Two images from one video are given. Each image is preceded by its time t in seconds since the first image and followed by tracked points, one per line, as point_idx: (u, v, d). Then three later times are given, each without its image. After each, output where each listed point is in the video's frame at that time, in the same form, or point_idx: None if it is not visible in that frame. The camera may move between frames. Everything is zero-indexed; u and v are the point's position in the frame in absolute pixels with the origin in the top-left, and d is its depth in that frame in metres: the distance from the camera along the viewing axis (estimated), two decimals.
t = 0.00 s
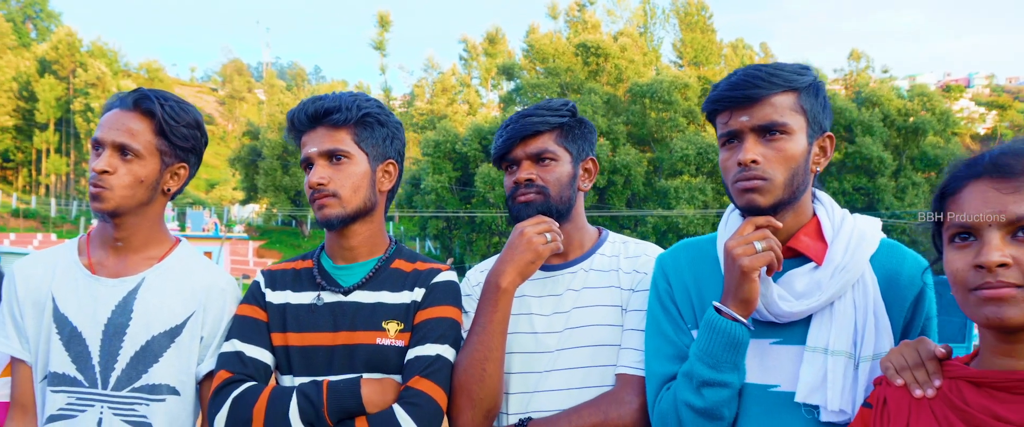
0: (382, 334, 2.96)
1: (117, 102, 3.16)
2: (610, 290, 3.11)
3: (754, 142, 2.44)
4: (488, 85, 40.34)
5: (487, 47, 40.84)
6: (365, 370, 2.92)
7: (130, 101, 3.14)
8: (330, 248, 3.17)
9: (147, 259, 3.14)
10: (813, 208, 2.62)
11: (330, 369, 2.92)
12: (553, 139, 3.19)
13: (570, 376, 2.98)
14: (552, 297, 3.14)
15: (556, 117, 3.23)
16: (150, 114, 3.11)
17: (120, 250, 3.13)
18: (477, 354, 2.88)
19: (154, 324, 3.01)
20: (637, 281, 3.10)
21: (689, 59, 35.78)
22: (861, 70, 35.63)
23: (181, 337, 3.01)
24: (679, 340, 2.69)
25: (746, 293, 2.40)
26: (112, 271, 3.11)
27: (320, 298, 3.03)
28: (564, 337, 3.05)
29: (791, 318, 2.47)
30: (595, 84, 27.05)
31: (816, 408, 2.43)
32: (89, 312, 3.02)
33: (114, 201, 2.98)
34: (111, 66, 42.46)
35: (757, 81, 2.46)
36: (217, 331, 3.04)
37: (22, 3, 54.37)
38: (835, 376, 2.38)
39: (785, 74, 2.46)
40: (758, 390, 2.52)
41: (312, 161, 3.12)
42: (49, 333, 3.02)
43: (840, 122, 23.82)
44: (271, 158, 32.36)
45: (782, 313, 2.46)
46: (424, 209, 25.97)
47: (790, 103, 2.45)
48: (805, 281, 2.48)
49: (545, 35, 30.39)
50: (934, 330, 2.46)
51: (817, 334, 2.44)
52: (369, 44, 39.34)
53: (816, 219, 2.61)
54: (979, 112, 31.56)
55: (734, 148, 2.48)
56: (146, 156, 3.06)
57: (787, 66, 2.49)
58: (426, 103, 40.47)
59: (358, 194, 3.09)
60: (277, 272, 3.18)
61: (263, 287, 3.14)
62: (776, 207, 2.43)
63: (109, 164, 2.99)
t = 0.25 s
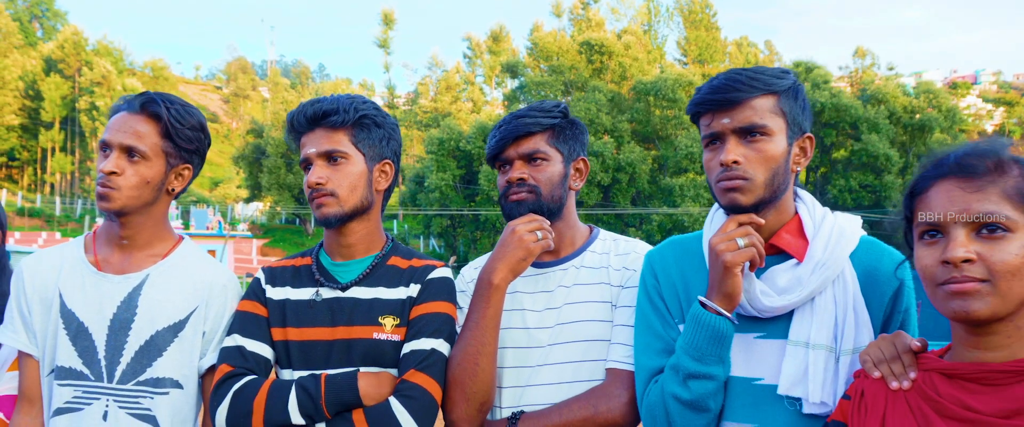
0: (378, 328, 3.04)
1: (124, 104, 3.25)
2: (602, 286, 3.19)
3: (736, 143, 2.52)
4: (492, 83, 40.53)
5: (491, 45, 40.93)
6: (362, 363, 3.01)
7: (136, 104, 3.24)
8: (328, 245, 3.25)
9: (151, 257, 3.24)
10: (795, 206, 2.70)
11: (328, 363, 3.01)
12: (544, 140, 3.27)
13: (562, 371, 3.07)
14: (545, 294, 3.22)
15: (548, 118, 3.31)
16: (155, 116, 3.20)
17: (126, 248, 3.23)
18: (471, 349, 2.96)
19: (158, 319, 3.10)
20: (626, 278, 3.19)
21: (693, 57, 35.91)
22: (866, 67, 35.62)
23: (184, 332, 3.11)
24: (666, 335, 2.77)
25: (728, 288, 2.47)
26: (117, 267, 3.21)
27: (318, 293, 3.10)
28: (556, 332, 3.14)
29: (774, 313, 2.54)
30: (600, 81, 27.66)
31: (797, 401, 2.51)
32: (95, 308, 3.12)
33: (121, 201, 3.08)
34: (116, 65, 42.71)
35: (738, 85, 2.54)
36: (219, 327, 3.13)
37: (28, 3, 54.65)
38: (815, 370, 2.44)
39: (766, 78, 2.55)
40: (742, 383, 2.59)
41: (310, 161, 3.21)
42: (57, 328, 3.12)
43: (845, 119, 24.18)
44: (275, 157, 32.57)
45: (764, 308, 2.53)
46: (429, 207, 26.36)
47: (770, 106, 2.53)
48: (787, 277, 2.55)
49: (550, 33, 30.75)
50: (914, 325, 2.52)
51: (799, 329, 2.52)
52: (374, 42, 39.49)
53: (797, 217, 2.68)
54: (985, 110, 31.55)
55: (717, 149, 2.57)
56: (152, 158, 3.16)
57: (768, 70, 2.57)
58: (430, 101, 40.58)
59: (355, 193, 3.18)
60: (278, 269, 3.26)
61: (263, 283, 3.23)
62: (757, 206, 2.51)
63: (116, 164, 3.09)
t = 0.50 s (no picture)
0: (373, 324, 3.13)
1: (130, 108, 3.35)
2: (591, 282, 3.28)
3: (716, 146, 2.62)
4: (495, 80, 40.70)
5: (494, 42, 40.94)
6: (357, 358, 3.10)
7: (142, 107, 3.33)
8: (325, 243, 3.34)
9: (154, 255, 3.33)
10: (775, 205, 2.78)
11: (325, 358, 3.10)
12: (534, 141, 3.36)
13: (552, 365, 3.16)
14: (536, 290, 3.31)
15: (538, 120, 3.40)
16: (159, 120, 3.29)
17: (130, 246, 3.33)
18: (463, 344, 3.05)
19: (160, 316, 3.20)
20: (615, 275, 3.28)
21: (696, 53, 35.93)
22: (870, 64, 35.60)
23: (185, 328, 3.20)
24: (651, 330, 2.85)
25: (710, 285, 2.54)
26: (121, 265, 3.31)
27: (315, 290, 3.19)
28: (547, 328, 3.23)
29: (754, 309, 2.62)
30: (603, 78, 28.11)
31: (777, 395, 2.56)
32: (99, 304, 3.22)
33: (126, 201, 3.18)
34: (120, 64, 42.88)
35: (719, 88, 2.64)
36: (219, 323, 3.23)
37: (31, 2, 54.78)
38: (793, 364, 2.52)
39: (746, 82, 2.65)
40: (724, 376, 2.66)
41: (307, 162, 3.30)
42: (62, 324, 3.23)
43: (849, 115, 24.25)
44: (279, 155, 32.69)
45: (744, 305, 2.61)
46: (433, 204, 26.48)
47: (749, 109, 2.62)
48: (767, 274, 2.63)
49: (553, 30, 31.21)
50: (891, 321, 2.59)
51: (779, 324, 2.59)
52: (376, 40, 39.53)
53: (777, 216, 2.76)
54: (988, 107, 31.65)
55: (699, 151, 2.67)
56: (156, 159, 3.26)
57: (747, 74, 2.67)
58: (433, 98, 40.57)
59: (351, 193, 3.27)
60: (276, 266, 3.35)
61: (262, 280, 3.31)
62: (737, 206, 2.61)
63: (122, 166, 3.19)
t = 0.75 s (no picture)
0: (368, 320, 3.22)
1: (131, 115, 3.45)
2: (580, 279, 3.37)
3: (693, 150, 2.77)
4: (499, 77, 40.89)
5: (498, 39, 41.07)
6: (353, 353, 3.19)
7: (142, 114, 3.43)
8: (321, 243, 3.43)
9: (155, 254, 3.43)
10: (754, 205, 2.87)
11: (321, 353, 3.19)
12: (523, 144, 3.46)
13: (542, 360, 3.25)
14: (526, 286, 3.39)
15: (526, 123, 3.50)
16: (160, 126, 3.40)
17: (132, 247, 3.43)
18: (454, 340, 3.14)
19: (161, 312, 3.30)
20: (603, 272, 3.37)
21: (701, 49, 35.94)
22: (875, 59, 35.60)
23: (186, 324, 3.31)
24: (636, 325, 2.94)
25: (689, 282, 2.62)
26: (123, 264, 3.41)
27: (312, 288, 3.29)
28: (537, 324, 3.31)
29: (734, 306, 2.71)
30: (607, 74, 28.30)
31: (756, 389, 2.64)
32: (102, 301, 3.33)
33: (129, 204, 3.29)
34: (126, 62, 43.13)
35: (695, 96, 2.79)
36: (219, 319, 3.34)
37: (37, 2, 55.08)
38: (771, 358, 2.59)
39: (721, 90, 2.80)
40: (705, 371, 2.74)
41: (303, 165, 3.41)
42: (67, 320, 3.33)
43: (854, 110, 24.21)
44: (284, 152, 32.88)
45: (723, 302, 2.70)
46: (439, 199, 26.64)
47: (724, 115, 2.78)
48: (746, 273, 2.72)
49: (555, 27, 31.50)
50: (866, 318, 2.68)
51: (758, 320, 2.67)
52: (380, 38, 39.69)
53: (756, 216, 2.85)
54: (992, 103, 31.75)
55: (677, 155, 2.82)
56: (157, 164, 3.37)
57: (722, 82, 2.82)
58: (438, 94, 40.67)
59: (345, 194, 3.37)
60: (274, 265, 3.44)
61: (260, 279, 3.41)
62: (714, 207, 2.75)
63: (124, 171, 3.30)
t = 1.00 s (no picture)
0: (364, 316, 3.29)
1: (130, 117, 3.54)
2: (572, 276, 3.44)
3: (676, 152, 2.89)
4: (504, 74, 40.99)
5: (502, 36, 41.12)
6: (349, 349, 3.26)
7: (141, 116, 3.52)
8: (317, 241, 3.51)
9: (156, 253, 3.53)
10: (737, 205, 2.95)
11: (318, 348, 3.27)
12: (515, 145, 3.54)
13: (535, 355, 3.32)
14: (518, 284, 3.47)
15: (518, 125, 3.57)
16: (158, 128, 3.49)
17: (132, 245, 3.52)
18: (446, 336, 3.20)
19: (161, 309, 3.39)
20: (594, 269, 3.44)
21: (705, 46, 35.93)
22: (880, 55, 35.53)
23: (186, 321, 3.40)
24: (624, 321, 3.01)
25: (672, 280, 2.69)
26: (124, 263, 3.50)
27: (309, 285, 3.37)
28: (530, 320, 3.38)
29: (717, 304, 2.78)
30: (611, 71, 28.38)
31: (739, 383, 2.70)
32: (104, 298, 3.42)
33: (129, 204, 3.39)
34: (131, 60, 43.43)
35: (676, 99, 2.91)
36: (219, 315, 3.44)
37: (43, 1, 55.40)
38: (753, 353, 2.66)
39: (701, 93, 2.92)
40: (691, 366, 2.80)
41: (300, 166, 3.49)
42: (70, 317, 3.43)
43: (859, 107, 24.26)
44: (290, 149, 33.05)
45: (706, 299, 2.77)
46: (445, 196, 26.79)
47: (706, 117, 2.89)
48: (728, 271, 2.79)
49: (560, 24, 31.50)
50: (846, 313, 2.76)
51: (740, 317, 2.74)
52: (384, 35, 39.82)
53: (738, 217, 2.93)
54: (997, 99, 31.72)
55: (661, 155, 2.92)
56: (156, 165, 3.45)
57: (703, 84, 2.94)
58: (442, 91, 40.75)
59: (341, 194, 3.45)
60: (273, 263, 3.52)
61: (259, 277, 3.49)
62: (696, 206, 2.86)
63: (124, 172, 3.39)
